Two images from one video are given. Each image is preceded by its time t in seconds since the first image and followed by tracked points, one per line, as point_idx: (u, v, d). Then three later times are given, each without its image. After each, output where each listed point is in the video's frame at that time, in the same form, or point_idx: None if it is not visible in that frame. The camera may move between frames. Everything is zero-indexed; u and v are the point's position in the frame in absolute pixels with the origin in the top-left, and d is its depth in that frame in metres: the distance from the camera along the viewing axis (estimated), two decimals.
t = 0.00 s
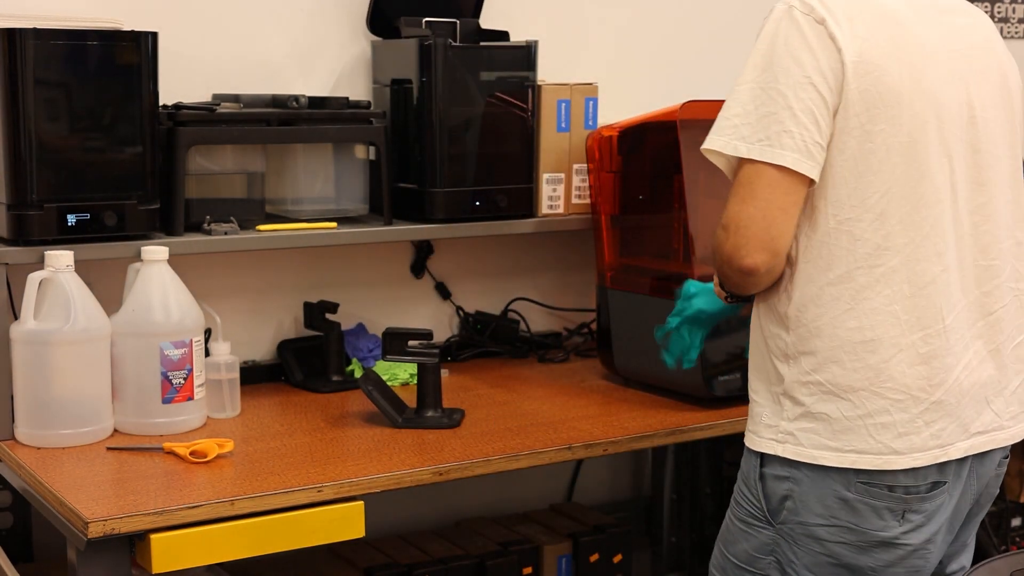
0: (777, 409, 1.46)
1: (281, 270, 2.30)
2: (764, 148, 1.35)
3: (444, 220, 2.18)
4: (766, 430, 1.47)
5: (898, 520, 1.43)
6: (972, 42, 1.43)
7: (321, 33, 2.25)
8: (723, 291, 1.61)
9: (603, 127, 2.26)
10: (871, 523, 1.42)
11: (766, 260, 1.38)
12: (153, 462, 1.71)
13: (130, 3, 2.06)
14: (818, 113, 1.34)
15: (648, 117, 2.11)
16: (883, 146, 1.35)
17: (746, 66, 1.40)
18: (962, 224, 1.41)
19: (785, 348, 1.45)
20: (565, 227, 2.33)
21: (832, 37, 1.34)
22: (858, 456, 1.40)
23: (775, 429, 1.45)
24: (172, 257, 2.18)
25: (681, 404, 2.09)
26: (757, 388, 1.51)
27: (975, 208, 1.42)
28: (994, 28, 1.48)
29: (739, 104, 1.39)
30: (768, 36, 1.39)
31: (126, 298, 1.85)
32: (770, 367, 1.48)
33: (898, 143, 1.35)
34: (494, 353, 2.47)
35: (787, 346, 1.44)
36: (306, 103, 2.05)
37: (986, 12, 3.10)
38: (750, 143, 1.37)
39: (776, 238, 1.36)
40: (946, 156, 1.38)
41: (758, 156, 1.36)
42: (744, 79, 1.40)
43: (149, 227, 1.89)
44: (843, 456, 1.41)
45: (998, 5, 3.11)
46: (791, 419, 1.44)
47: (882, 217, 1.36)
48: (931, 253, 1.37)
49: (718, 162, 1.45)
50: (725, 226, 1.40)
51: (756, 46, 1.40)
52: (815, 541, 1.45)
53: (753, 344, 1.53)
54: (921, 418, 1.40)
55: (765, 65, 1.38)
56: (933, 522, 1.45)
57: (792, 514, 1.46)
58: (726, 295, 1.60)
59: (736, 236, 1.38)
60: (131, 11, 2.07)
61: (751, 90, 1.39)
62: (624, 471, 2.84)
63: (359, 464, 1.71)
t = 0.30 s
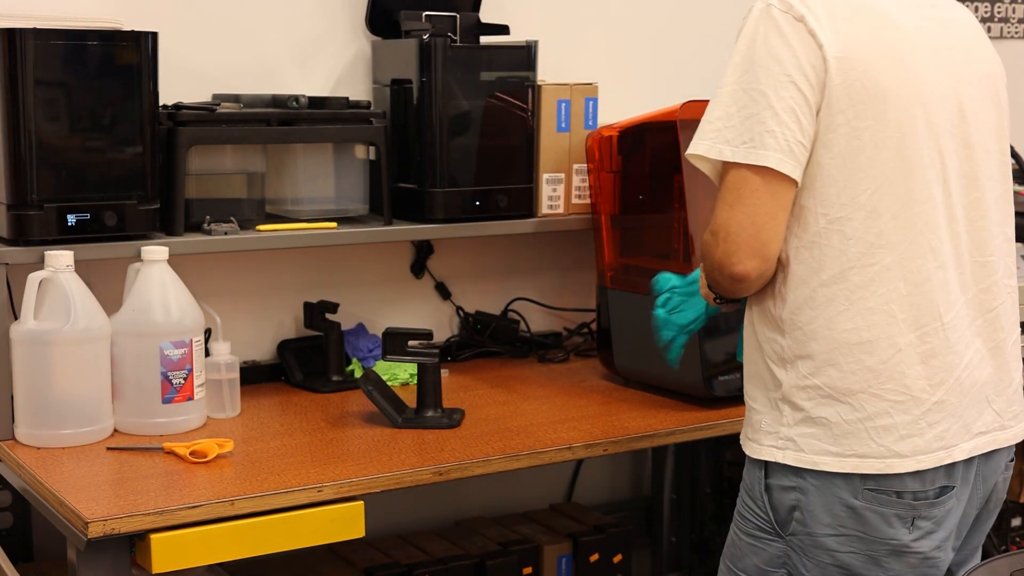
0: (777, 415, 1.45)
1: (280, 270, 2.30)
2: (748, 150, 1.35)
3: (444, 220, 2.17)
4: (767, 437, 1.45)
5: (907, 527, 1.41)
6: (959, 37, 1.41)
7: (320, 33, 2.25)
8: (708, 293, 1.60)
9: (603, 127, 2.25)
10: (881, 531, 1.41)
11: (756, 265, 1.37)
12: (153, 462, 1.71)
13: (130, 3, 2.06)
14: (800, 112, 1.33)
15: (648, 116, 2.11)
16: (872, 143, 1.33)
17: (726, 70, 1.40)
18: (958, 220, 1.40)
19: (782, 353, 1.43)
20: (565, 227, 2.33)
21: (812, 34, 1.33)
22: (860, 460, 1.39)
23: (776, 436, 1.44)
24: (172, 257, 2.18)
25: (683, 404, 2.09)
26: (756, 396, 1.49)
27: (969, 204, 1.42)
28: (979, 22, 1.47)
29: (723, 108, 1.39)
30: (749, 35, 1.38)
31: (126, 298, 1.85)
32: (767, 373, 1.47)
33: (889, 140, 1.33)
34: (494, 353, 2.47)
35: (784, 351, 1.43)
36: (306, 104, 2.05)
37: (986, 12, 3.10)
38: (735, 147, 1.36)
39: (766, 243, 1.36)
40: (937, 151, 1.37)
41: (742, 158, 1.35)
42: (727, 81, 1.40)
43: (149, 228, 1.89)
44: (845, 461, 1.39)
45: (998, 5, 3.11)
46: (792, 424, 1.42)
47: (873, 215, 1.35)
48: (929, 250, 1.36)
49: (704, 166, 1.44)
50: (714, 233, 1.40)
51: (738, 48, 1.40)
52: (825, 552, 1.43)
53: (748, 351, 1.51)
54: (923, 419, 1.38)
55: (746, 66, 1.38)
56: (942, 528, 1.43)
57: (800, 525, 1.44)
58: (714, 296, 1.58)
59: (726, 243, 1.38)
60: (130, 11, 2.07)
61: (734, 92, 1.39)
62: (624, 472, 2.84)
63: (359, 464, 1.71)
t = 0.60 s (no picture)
0: (769, 423, 1.44)
1: (280, 269, 2.30)
2: (723, 158, 1.34)
3: (444, 220, 2.17)
4: (759, 446, 1.44)
5: (903, 536, 1.41)
6: (949, 37, 1.41)
7: (319, 34, 2.25)
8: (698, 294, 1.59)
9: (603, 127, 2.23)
10: (877, 541, 1.40)
11: (733, 276, 1.37)
12: (153, 462, 1.71)
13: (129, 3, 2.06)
14: (776, 120, 1.33)
15: (651, 116, 2.12)
16: (856, 145, 1.32)
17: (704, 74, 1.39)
18: (951, 223, 1.39)
19: (772, 361, 1.43)
20: (565, 227, 2.33)
21: (789, 37, 1.32)
22: (853, 469, 1.38)
23: (768, 445, 1.43)
24: (173, 257, 2.18)
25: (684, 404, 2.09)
26: (748, 403, 1.48)
27: (960, 205, 1.40)
28: (968, 19, 1.46)
29: (699, 113, 1.38)
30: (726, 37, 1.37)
31: (126, 298, 1.85)
32: (758, 380, 1.46)
33: (872, 143, 1.33)
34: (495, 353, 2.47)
35: (773, 358, 1.42)
36: (306, 103, 2.05)
37: (986, 12, 3.10)
38: (710, 154, 1.36)
39: (742, 254, 1.36)
40: (927, 153, 1.35)
41: (717, 166, 1.35)
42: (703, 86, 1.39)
43: (149, 228, 1.88)
44: (837, 470, 1.38)
45: (998, 5, 3.11)
46: (784, 433, 1.42)
47: (860, 220, 1.33)
48: (921, 255, 1.35)
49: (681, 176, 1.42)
50: (690, 245, 1.40)
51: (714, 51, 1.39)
52: (821, 562, 1.42)
53: (740, 359, 1.51)
54: (916, 426, 1.38)
55: (722, 71, 1.37)
56: (939, 536, 1.43)
57: (795, 536, 1.43)
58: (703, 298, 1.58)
59: (702, 255, 1.38)
60: (129, 11, 2.07)
61: (710, 97, 1.38)
62: (624, 472, 2.84)
63: (359, 464, 1.71)
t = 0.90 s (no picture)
0: (756, 430, 1.45)
1: (280, 269, 2.30)
2: (696, 166, 1.35)
3: (444, 220, 2.18)
4: (746, 453, 1.45)
5: (890, 546, 1.40)
6: (942, 36, 1.40)
7: (317, 34, 2.25)
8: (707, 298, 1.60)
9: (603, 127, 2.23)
10: (863, 550, 1.40)
11: (704, 285, 1.39)
12: (154, 462, 1.71)
13: (129, 3, 2.06)
14: (749, 130, 1.33)
15: (653, 116, 2.15)
16: (836, 153, 1.32)
17: (679, 82, 1.40)
18: (943, 228, 1.39)
19: (756, 368, 1.43)
20: (564, 227, 2.33)
21: (764, 44, 1.33)
22: (836, 479, 1.38)
23: (754, 452, 1.44)
24: (173, 257, 2.18)
25: (684, 404, 2.09)
26: (738, 410, 1.48)
27: (952, 208, 1.39)
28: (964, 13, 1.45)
29: (673, 121, 1.40)
30: (701, 42, 1.38)
31: (126, 298, 1.85)
32: (746, 387, 1.46)
33: (851, 150, 1.32)
34: (494, 353, 2.47)
35: (758, 366, 1.43)
36: (306, 104, 2.04)
37: (986, 12, 3.10)
38: (683, 164, 1.37)
39: (711, 264, 1.37)
40: (910, 158, 1.34)
41: (690, 175, 1.36)
42: (678, 94, 1.40)
43: (149, 228, 1.88)
44: (821, 480, 1.38)
45: (998, 5, 3.11)
46: (768, 441, 1.42)
47: (843, 227, 1.33)
48: (908, 262, 1.34)
49: (660, 186, 1.45)
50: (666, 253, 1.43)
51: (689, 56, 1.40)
52: (806, 570, 1.42)
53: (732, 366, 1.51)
54: (902, 437, 1.37)
55: (696, 78, 1.38)
56: (928, 546, 1.42)
57: (781, 543, 1.43)
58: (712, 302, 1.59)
59: (676, 263, 1.41)
60: (128, 11, 2.07)
61: (685, 106, 1.39)
62: (624, 472, 2.84)
63: (359, 464, 1.71)
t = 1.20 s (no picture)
0: (747, 438, 1.45)
1: (280, 269, 2.30)
2: (683, 172, 1.36)
3: (444, 220, 2.18)
4: (737, 461, 1.45)
5: (884, 555, 1.40)
6: (941, 37, 1.39)
7: (317, 34, 2.25)
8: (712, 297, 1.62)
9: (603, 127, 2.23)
10: (857, 560, 1.39)
11: (691, 292, 1.42)
12: (153, 462, 1.71)
13: (129, 3, 2.06)
14: (738, 135, 1.32)
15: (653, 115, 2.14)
16: (835, 159, 1.31)
17: (671, 83, 1.40)
18: (943, 232, 1.38)
19: (748, 374, 1.44)
20: (565, 226, 2.33)
21: (760, 47, 1.32)
22: (829, 490, 1.38)
23: (745, 460, 1.44)
24: (173, 257, 2.18)
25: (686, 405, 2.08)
26: (730, 416, 1.49)
27: (953, 214, 1.39)
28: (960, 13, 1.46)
29: (664, 124, 1.40)
30: (694, 44, 1.38)
31: (126, 298, 1.85)
32: (738, 395, 1.47)
33: (851, 155, 1.31)
34: (494, 353, 2.47)
35: (750, 373, 1.43)
36: (305, 103, 2.04)
37: (986, 12, 3.10)
38: (671, 168, 1.37)
39: (699, 272, 1.39)
40: (912, 162, 1.33)
41: (677, 180, 1.36)
42: (670, 96, 1.39)
43: (148, 227, 1.88)
44: (814, 490, 1.38)
45: (998, 5, 3.11)
46: (760, 450, 1.42)
47: (839, 233, 1.32)
48: (904, 270, 1.34)
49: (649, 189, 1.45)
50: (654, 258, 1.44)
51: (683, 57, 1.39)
52: None
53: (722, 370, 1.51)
54: (896, 447, 1.37)
55: (688, 80, 1.37)
56: (922, 556, 1.42)
57: (775, 552, 1.43)
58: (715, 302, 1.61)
59: (664, 269, 1.42)
60: (128, 11, 2.06)
61: (677, 109, 1.38)
62: (624, 472, 2.84)
63: (359, 464, 1.70)
